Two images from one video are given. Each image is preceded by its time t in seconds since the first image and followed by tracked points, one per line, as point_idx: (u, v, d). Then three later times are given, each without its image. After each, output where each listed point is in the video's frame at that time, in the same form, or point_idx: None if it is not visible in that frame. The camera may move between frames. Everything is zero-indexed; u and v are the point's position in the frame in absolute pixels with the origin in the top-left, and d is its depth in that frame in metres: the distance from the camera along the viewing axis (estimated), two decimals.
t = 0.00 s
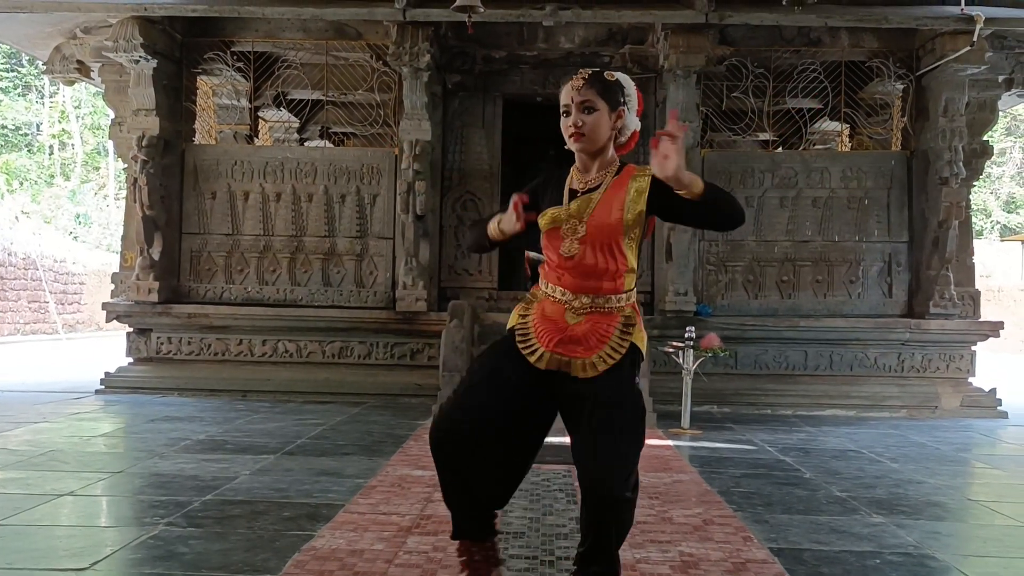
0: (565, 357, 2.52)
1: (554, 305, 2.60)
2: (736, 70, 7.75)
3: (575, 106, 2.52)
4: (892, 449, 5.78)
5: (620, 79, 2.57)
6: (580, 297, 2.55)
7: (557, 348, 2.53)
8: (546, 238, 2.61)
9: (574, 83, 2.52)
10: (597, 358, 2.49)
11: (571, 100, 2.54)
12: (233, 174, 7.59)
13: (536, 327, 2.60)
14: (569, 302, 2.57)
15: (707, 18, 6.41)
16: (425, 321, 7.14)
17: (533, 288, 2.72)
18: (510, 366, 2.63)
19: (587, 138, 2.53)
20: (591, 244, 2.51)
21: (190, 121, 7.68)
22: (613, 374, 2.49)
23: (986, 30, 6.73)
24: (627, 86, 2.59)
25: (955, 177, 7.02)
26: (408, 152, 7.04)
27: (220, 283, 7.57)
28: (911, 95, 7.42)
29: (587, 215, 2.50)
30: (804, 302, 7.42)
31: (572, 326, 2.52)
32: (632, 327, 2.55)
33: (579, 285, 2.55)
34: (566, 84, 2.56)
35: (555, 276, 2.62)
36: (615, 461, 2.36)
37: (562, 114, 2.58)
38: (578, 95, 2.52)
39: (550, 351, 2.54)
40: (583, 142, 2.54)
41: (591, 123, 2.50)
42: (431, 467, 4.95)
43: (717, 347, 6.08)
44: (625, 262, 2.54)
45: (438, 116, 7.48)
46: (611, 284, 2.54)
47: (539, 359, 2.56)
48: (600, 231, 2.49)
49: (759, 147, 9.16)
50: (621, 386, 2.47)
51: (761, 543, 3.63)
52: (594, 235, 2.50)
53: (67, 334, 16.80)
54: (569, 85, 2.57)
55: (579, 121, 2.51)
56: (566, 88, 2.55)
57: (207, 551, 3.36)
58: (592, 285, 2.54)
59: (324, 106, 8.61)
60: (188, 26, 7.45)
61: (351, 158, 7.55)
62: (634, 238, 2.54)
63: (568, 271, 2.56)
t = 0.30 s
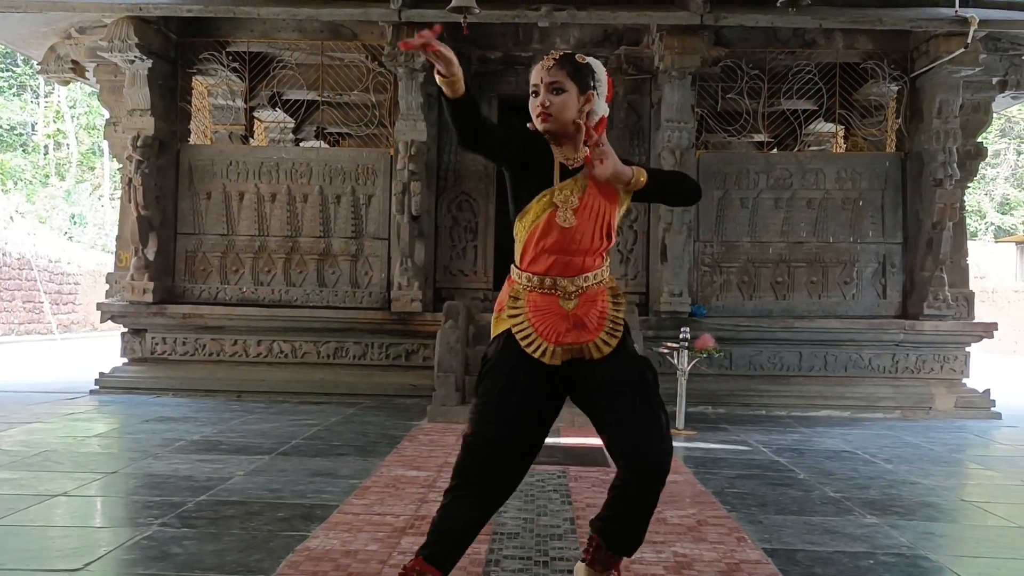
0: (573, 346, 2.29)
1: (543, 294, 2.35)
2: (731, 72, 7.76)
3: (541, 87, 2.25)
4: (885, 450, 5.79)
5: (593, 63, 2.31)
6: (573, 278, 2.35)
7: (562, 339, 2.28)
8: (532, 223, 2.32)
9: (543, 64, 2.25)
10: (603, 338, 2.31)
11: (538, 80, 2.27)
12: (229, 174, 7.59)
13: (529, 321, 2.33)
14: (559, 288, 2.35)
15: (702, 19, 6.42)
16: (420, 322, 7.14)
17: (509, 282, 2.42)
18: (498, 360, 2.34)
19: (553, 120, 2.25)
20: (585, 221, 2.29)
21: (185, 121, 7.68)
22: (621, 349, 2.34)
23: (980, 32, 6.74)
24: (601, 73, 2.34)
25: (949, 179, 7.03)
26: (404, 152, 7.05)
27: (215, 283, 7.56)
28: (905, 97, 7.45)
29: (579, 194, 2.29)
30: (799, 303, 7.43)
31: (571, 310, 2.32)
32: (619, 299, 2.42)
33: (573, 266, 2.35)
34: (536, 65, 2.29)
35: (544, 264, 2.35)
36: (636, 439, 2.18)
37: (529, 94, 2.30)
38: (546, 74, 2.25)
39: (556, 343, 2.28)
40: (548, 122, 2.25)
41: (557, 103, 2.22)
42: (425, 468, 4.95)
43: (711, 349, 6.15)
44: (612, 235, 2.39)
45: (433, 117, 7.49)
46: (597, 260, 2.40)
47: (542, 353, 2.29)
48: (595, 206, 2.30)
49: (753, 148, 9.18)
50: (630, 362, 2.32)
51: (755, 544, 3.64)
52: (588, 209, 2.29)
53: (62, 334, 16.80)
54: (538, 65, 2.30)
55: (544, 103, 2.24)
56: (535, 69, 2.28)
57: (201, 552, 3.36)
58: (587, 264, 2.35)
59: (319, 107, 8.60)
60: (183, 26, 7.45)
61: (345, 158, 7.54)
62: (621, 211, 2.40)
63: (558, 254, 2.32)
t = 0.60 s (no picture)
0: (568, 364, 2.36)
1: (546, 310, 2.45)
2: (727, 72, 7.77)
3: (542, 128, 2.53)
4: (880, 451, 5.80)
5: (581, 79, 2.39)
6: (574, 300, 2.42)
7: (558, 355, 2.37)
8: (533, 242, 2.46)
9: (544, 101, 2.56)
10: (598, 361, 2.36)
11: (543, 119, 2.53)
12: (224, 174, 7.58)
13: (530, 333, 2.42)
14: (563, 307, 2.43)
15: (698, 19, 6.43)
16: (415, 322, 7.14)
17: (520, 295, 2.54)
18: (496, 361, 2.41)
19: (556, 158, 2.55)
20: (571, 247, 2.36)
21: (179, 121, 7.67)
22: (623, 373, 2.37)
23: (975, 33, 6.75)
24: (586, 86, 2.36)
25: (944, 179, 7.05)
26: (399, 152, 7.05)
27: (210, 283, 7.55)
28: (900, 98, 7.46)
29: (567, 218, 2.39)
30: (794, 303, 7.43)
31: (571, 331, 2.39)
32: (627, 323, 2.44)
33: (576, 289, 2.41)
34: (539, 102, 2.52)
35: (549, 281, 2.45)
36: (637, 450, 2.22)
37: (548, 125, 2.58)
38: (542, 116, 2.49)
39: (551, 360, 2.37)
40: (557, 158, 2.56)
41: (551, 147, 2.51)
42: (420, 468, 4.95)
43: (705, 349, 6.07)
44: (607, 262, 2.40)
45: (428, 117, 7.48)
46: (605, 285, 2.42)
47: (539, 367, 2.38)
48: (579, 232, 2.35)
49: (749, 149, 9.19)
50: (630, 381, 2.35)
51: (750, 544, 3.64)
52: (572, 234, 2.36)
53: (56, 334, 16.77)
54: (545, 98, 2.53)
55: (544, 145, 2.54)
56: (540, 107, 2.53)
57: (195, 552, 3.36)
58: (591, 287, 2.40)
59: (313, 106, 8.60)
60: (178, 25, 7.44)
61: (340, 158, 7.54)
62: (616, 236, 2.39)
63: (556, 275, 2.42)
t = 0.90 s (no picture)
0: (541, 333, 2.33)
1: (521, 278, 2.40)
2: (723, 73, 7.78)
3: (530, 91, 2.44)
4: (875, 451, 5.81)
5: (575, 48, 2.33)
6: (546, 267, 2.35)
7: (531, 325, 2.33)
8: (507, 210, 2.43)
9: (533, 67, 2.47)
10: (573, 329, 2.30)
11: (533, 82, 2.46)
12: (219, 173, 7.57)
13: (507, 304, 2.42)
14: (535, 274, 2.37)
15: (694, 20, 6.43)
16: (411, 322, 7.14)
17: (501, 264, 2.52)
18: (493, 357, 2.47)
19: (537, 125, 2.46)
20: (540, 209, 2.32)
21: (175, 121, 7.65)
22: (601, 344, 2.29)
23: (971, 35, 6.77)
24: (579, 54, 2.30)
25: (939, 180, 7.06)
26: (395, 152, 7.05)
27: (205, 283, 7.54)
28: (896, 99, 7.47)
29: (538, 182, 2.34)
30: (789, 304, 7.44)
31: (543, 299, 2.33)
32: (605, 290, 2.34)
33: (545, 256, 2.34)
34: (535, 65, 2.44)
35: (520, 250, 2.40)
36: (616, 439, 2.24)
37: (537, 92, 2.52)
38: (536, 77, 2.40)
39: (524, 330, 2.34)
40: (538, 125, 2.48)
41: (536, 114, 2.40)
42: (415, 468, 4.95)
43: (702, 350, 6.11)
44: (579, 225, 2.31)
45: (424, 117, 7.48)
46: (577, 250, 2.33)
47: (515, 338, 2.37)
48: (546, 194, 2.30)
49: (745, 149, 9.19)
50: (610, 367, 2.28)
51: (745, 544, 3.64)
52: (541, 198, 2.31)
53: (51, 334, 16.73)
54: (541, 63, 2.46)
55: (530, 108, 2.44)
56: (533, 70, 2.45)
57: (190, 552, 3.35)
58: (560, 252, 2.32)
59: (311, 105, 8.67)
60: (173, 24, 7.43)
61: (336, 158, 7.53)
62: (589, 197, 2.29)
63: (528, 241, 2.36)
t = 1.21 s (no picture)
0: (551, 338, 2.24)
1: (523, 286, 2.31)
2: (719, 74, 7.79)
3: (545, 78, 2.22)
4: (870, 452, 5.81)
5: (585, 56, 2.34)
6: (552, 271, 2.29)
7: (539, 331, 2.24)
8: (508, 213, 2.31)
9: (554, 51, 2.23)
10: (581, 330, 2.27)
11: (540, 69, 2.24)
12: (215, 173, 7.56)
13: (508, 312, 2.29)
14: (540, 280, 2.30)
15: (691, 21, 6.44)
16: (407, 322, 7.14)
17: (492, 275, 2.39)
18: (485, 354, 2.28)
19: (540, 116, 2.24)
20: (556, 212, 2.26)
21: (171, 120, 7.65)
22: (603, 341, 2.30)
23: (966, 36, 6.78)
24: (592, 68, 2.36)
25: (935, 182, 7.08)
26: (391, 152, 7.07)
27: (200, 283, 7.54)
28: (891, 100, 7.49)
29: (551, 186, 2.26)
30: (784, 305, 7.45)
31: (550, 304, 2.27)
32: (602, 292, 2.37)
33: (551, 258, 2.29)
34: (546, 51, 2.25)
35: (521, 254, 2.31)
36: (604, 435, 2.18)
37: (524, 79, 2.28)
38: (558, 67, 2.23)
39: (532, 336, 2.24)
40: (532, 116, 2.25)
41: (562, 112, 2.23)
42: (411, 468, 4.95)
43: (697, 350, 6.13)
44: (589, 230, 2.32)
45: (420, 117, 7.49)
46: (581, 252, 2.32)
47: (521, 345, 2.25)
48: (565, 198, 2.26)
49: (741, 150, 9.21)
50: (608, 356, 2.29)
51: (740, 545, 3.64)
52: (559, 200, 2.26)
53: (46, 333, 16.71)
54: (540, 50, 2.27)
55: (545, 97, 2.22)
56: (543, 55, 2.24)
57: (185, 552, 3.35)
58: (568, 255, 2.30)
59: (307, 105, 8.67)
60: (169, 23, 7.43)
61: (332, 158, 7.53)
62: (601, 201, 2.32)
63: (537, 245, 2.28)
